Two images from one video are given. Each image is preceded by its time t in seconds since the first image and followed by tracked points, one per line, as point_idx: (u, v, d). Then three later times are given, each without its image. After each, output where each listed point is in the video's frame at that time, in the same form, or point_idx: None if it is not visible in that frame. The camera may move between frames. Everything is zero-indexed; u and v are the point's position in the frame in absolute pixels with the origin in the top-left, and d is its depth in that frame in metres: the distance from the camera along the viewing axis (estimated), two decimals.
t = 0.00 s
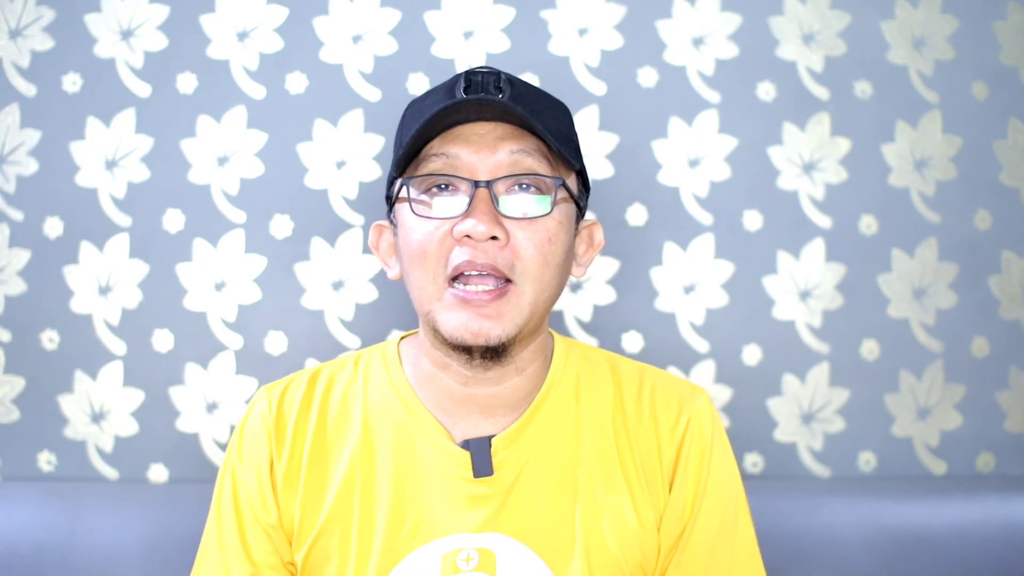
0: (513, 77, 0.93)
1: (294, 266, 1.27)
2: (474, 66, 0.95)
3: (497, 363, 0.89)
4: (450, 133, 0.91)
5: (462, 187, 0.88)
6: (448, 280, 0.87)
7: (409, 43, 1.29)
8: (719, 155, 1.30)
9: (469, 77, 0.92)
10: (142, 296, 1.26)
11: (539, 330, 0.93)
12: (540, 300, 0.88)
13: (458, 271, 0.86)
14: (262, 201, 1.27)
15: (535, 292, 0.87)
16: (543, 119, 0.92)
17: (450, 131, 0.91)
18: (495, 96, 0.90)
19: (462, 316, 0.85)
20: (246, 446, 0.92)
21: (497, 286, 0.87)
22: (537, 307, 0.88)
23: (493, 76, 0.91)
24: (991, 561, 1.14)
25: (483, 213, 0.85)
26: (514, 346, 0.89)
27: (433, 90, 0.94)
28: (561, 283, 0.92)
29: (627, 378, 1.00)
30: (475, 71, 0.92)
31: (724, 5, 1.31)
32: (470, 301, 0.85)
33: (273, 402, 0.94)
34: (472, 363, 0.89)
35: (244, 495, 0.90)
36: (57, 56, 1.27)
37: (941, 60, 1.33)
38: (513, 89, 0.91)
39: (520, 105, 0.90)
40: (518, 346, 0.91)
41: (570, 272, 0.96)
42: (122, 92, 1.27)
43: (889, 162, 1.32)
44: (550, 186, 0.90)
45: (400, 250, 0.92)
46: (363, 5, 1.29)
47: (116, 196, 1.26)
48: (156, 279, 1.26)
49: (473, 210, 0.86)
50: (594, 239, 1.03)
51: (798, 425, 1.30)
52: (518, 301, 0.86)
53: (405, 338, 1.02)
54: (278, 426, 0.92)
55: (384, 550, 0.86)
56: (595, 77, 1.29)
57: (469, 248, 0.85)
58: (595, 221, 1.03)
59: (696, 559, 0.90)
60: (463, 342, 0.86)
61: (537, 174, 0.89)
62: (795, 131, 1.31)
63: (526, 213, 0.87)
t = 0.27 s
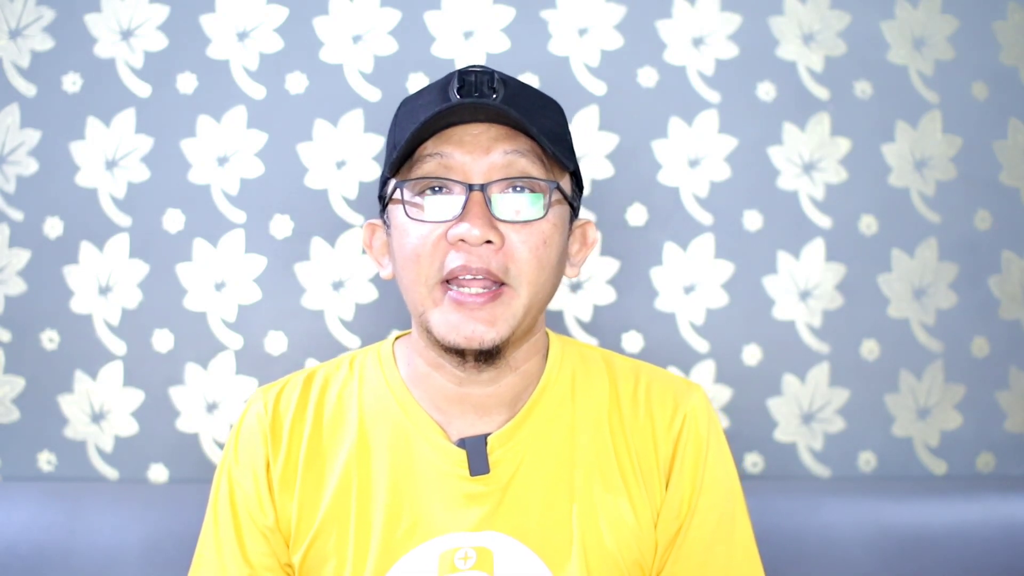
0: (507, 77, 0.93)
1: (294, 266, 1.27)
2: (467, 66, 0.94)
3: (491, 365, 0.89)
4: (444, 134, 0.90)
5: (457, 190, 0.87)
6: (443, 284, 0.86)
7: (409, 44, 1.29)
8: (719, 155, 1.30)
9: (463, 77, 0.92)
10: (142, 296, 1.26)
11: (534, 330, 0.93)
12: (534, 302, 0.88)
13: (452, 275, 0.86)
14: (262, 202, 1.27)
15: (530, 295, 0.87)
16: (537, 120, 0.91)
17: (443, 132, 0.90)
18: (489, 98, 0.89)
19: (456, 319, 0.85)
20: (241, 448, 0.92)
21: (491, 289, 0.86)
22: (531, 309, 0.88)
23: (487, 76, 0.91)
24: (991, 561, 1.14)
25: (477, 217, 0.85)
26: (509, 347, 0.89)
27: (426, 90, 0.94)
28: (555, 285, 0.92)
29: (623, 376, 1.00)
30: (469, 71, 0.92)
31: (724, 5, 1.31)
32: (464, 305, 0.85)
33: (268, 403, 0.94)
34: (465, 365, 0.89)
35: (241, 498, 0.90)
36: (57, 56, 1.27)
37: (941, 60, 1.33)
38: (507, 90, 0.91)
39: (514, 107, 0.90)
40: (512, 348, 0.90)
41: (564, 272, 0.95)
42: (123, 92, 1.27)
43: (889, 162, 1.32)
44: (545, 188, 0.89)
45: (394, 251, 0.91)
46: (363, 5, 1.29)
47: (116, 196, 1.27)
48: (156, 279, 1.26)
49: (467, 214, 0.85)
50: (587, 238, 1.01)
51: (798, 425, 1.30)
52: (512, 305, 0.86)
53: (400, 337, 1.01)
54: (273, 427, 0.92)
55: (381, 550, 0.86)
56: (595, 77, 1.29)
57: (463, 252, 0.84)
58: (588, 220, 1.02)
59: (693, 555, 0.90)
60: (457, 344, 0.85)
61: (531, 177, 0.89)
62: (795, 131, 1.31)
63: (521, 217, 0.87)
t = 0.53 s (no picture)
0: (510, 81, 0.92)
1: (294, 266, 1.27)
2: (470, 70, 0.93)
3: (493, 373, 0.89)
4: (446, 142, 0.89)
5: (459, 198, 0.86)
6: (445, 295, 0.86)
7: (409, 44, 1.29)
8: (719, 155, 1.30)
9: (466, 82, 0.91)
10: (142, 296, 1.26)
11: (536, 336, 0.92)
12: (536, 312, 0.87)
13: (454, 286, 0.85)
14: (262, 202, 1.27)
15: (533, 304, 0.87)
16: (540, 127, 0.90)
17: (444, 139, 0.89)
18: (492, 106, 0.88)
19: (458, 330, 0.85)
20: (241, 449, 0.92)
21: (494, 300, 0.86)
22: (533, 318, 0.87)
23: (490, 81, 0.90)
24: (990, 561, 1.14)
25: (480, 230, 0.84)
26: (511, 355, 0.89)
27: (428, 93, 0.93)
28: (557, 293, 0.91)
29: (623, 377, 1.00)
30: (471, 75, 0.91)
31: (724, 5, 1.31)
32: (467, 314, 0.84)
33: (268, 404, 0.94)
34: (467, 373, 0.88)
35: (240, 498, 0.90)
36: (57, 56, 1.27)
37: (941, 60, 1.33)
38: (510, 97, 0.90)
39: (517, 115, 0.89)
40: (514, 356, 0.90)
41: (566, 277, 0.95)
42: (123, 92, 1.27)
43: (889, 162, 1.32)
44: (549, 197, 0.88)
45: (396, 258, 0.91)
46: (363, 4, 1.29)
47: (116, 196, 1.27)
48: (156, 279, 1.26)
49: (469, 226, 0.85)
50: (589, 241, 1.02)
51: (798, 425, 1.30)
52: (515, 316, 0.85)
53: (400, 338, 1.01)
54: (273, 428, 0.92)
55: (381, 552, 0.86)
56: (595, 77, 1.29)
57: (466, 264, 0.84)
58: (591, 223, 1.02)
59: (694, 557, 0.90)
60: (459, 353, 0.85)
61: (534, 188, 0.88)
62: (795, 131, 1.31)
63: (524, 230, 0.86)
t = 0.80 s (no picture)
0: (501, 80, 0.91)
1: (294, 266, 1.27)
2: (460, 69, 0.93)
3: (486, 372, 0.89)
4: (436, 142, 0.88)
5: (449, 199, 0.86)
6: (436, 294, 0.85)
7: (409, 44, 1.29)
8: (719, 155, 1.30)
9: (456, 81, 0.90)
10: (142, 296, 1.26)
11: (530, 335, 0.92)
12: (529, 310, 0.87)
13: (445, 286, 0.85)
14: (262, 202, 1.27)
15: (525, 303, 0.86)
16: (531, 126, 0.90)
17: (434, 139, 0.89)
18: (482, 105, 0.87)
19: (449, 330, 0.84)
20: (238, 451, 0.92)
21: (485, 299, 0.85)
22: (526, 317, 0.87)
23: (480, 80, 0.89)
24: (990, 561, 1.14)
25: (470, 229, 0.84)
26: (504, 353, 0.88)
27: (419, 93, 0.92)
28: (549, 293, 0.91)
29: (620, 380, 1.00)
30: (461, 74, 0.90)
31: (724, 5, 1.31)
32: (458, 313, 0.84)
33: (265, 406, 0.94)
34: (460, 373, 0.88)
35: (237, 500, 0.90)
36: (57, 56, 1.27)
37: (941, 60, 1.33)
38: (500, 96, 0.89)
39: (508, 114, 0.88)
40: (507, 356, 0.90)
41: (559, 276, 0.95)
42: (123, 92, 1.27)
43: (889, 162, 1.32)
44: (541, 196, 0.88)
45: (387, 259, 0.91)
46: (363, 4, 1.29)
47: (117, 196, 1.27)
48: (156, 279, 1.26)
49: (459, 226, 0.84)
50: (583, 241, 1.01)
51: (798, 425, 1.30)
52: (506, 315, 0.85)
53: (397, 340, 1.01)
54: (269, 430, 0.92)
55: (377, 556, 0.86)
56: (595, 77, 1.29)
57: (457, 263, 0.84)
58: (584, 223, 1.01)
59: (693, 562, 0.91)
60: (451, 352, 0.85)
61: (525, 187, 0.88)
62: (795, 131, 1.31)
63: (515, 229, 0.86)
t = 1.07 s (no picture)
0: (496, 80, 0.90)
1: (294, 266, 1.27)
2: (455, 69, 0.92)
3: (478, 373, 0.88)
4: (427, 144, 0.87)
5: (437, 201, 0.85)
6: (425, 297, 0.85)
7: (409, 44, 1.29)
8: (719, 155, 1.30)
9: (449, 81, 0.90)
10: (143, 296, 1.26)
11: (522, 336, 0.91)
12: (519, 315, 0.86)
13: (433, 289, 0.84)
14: (262, 202, 1.27)
15: (515, 307, 0.85)
16: (523, 127, 0.89)
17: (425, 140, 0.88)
18: (474, 105, 0.87)
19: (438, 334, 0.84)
20: (233, 451, 0.92)
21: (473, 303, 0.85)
22: (515, 321, 0.86)
23: (474, 80, 0.89)
24: (991, 561, 1.14)
25: (458, 233, 0.83)
26: (494, 356, 0.88)
27: (413, 93, 0.92)
28: (541, 296, 0.90)
29: (616, 374, 1.00)
30: (455, 74, 0.90)
31: (724, 5, 1.31)
32: (446, 318, 0.83)
33: (261, 406, 0.94)
34: (452, 373, 0.88)
35: (233, 500, 0.90)
36: (57, 56, 1.27)
37: (941, 60, 1.33)
38: (493, 96, 0.88)
39: (500, 114, 0.87)
40: (498, 358, 0.89)
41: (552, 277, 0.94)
42: (123, 92, 1.27)
43: (889, 162, 1.32)
44: (531, 199, 0.87)
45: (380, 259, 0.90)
46: (363, 4, 1.29)
47: (117, 196, 1.27)
48: (156, 279, 1.26)
49: (448, 229, 0.83)
50: (580, 240, 1.01)
51: (798, 425, 1.30)
52: (494, 320, 0.84)
53: (392, 338, 1.01)
54: (265, 430, 0.92)
55: (375, 553, 0.85)
56: (595, 77, 1.29)
57: (444, 267, 0.83)
58: (581, 222, 1.01)
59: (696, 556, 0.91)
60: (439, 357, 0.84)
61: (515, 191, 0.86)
62: (795, 131, 1.31)
63: (505, 232, 0.85)
